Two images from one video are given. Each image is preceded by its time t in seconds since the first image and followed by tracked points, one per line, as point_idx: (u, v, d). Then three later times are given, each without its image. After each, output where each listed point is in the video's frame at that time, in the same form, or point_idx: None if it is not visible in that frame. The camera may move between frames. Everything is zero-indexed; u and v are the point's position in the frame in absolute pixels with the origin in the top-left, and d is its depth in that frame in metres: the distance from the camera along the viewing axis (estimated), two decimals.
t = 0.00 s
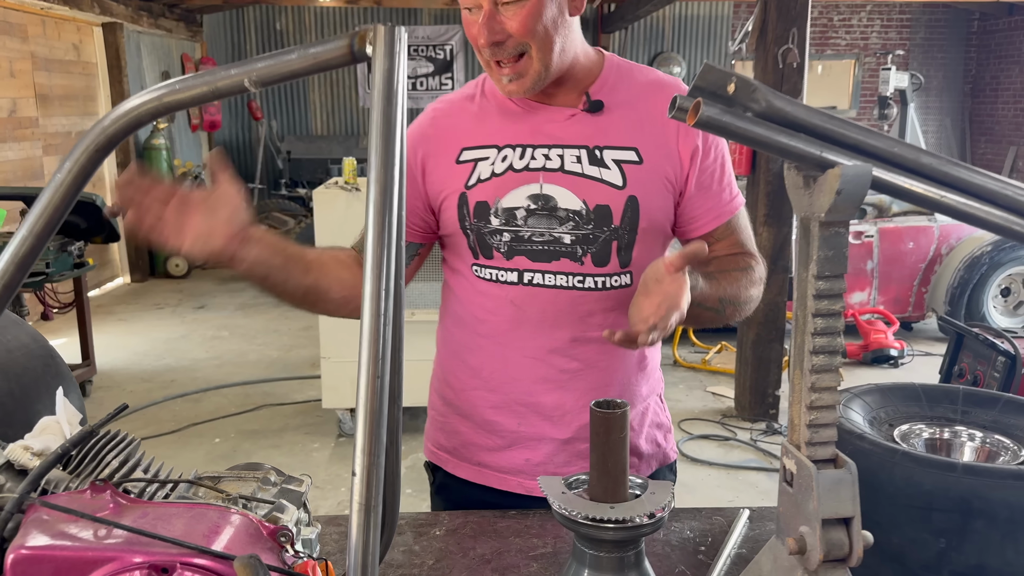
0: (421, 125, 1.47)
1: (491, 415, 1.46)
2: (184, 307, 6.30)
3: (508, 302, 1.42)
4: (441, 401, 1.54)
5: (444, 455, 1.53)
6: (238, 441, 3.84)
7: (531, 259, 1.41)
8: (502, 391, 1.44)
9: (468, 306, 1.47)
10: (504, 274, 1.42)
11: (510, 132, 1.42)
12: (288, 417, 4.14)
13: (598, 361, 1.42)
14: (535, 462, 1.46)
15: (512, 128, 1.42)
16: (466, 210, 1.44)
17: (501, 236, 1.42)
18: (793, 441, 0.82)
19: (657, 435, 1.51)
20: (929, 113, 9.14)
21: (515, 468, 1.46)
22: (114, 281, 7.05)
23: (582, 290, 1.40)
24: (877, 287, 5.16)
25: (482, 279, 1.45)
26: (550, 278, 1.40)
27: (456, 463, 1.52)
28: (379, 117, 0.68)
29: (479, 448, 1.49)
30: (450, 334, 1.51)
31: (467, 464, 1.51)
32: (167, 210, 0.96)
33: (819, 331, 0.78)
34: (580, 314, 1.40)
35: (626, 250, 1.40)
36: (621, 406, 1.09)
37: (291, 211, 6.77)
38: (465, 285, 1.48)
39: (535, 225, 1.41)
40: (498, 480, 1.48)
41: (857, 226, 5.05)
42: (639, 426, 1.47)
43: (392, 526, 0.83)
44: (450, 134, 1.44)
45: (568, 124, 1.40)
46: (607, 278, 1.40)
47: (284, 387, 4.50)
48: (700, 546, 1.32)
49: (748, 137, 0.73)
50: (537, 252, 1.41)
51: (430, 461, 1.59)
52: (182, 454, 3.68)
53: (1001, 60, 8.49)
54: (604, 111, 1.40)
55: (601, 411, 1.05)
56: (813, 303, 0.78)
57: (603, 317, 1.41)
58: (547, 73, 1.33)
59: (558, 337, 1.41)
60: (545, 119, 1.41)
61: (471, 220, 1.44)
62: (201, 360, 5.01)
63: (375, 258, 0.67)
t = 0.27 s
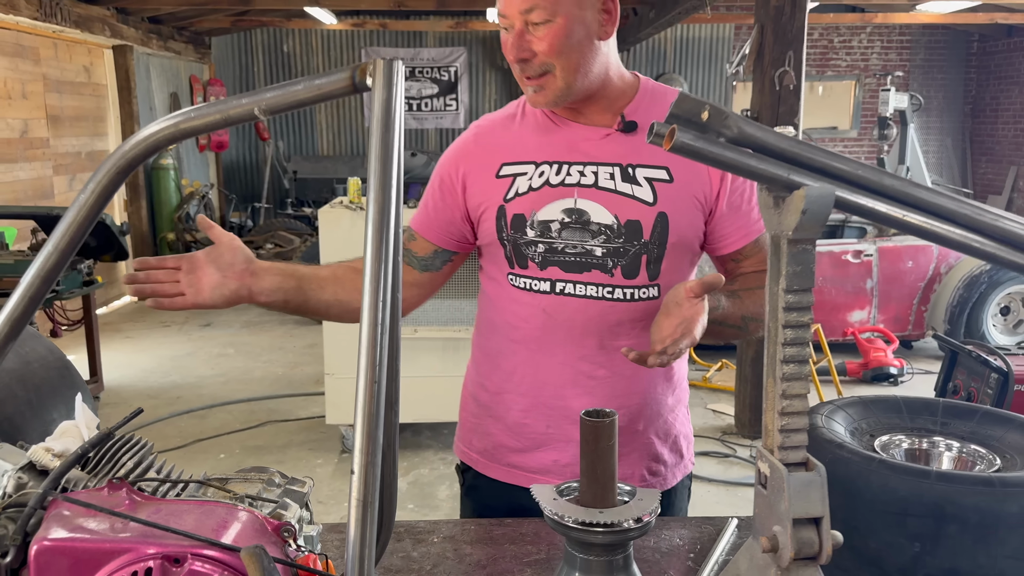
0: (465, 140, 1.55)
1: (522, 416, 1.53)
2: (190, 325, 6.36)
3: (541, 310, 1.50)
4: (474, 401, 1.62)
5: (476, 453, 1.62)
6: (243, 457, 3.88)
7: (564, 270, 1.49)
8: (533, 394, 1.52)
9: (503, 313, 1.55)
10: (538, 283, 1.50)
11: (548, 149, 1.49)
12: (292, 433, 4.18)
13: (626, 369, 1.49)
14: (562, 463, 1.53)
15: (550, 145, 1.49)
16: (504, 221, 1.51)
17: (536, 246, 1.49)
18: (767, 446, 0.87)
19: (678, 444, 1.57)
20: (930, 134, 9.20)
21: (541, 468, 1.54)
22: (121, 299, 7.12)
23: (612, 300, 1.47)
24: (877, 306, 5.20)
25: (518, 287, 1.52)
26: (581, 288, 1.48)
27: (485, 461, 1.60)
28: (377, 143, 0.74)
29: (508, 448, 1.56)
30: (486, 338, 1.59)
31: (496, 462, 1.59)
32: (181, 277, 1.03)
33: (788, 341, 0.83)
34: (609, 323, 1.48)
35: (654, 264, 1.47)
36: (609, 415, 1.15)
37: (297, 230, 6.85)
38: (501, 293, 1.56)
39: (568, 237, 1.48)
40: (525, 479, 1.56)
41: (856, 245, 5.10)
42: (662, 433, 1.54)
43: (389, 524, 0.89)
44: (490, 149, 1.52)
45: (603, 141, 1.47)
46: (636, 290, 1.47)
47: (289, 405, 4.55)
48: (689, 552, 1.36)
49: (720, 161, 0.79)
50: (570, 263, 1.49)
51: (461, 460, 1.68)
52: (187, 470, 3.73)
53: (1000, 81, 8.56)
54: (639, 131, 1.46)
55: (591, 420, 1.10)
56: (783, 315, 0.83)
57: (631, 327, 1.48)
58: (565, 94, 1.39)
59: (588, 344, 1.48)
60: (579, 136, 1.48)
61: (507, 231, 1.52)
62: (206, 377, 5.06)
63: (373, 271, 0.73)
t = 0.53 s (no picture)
0: (489, 159, 1.63)
1: (534, 421, 1.59)
2: (197, 340, 6.44)
3: (555, 319, 1.55)
4: (489, 406, 1.68)
5: (488, 456, 1.68)
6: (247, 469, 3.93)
7: (578, 282, 1.55)
8: (546, 400, 1.58)
9: (519, 321, 1.61)
10: (553, 293, 1.56)
11: (568, 167, 1.55)
12: (296, 446, 4.24)
13: (637, 378, 1.55)
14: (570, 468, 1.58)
15: (571, 164, 1.55)
16: (522, 235, 1.58)
17: (552, 259, 1.56)
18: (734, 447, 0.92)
19: (684, 454, 1.63)
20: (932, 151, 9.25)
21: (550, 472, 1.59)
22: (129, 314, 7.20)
23: (624, 312, 1.53)
24: (877, 322, 5.24)
25: (535, 297, 1.58)
26: (595, 300, 1.54)
27: (496, 464, 1.66)
28: (365, 164, 0.80)
29: (519, 451, 1.62)
30: (503, 346, 1.65)
31: (507, 465, 1.64)
32: (220, 293, 1.08)
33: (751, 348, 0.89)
34: (621, 333, 1.53)
35: (665, 279, 1.52)
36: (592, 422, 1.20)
37: (303, 246, 6.93)
38: (518, 302, 1.62)
39: (584, 252, 1.54)
40: (534, 482, 1.62)
41: (856, 261, 5.14)
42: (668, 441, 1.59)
43: (378, 518, 0.94)
44: (513, 166, 1.59)
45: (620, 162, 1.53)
46: (647, 303, 1.53)
47: (293, 418, 4.61)
48: (673, 556, 1.41)
49: (685, 180, 0.84)
50: (583, 275, 1.55)
51: (474, 464, 1.74)
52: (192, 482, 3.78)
53: (1001, 100, 8.61)
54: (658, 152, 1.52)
55: (575, 425, 1.15)
56: (746, 324, 0.89)
57: (642, 338, 1.54)
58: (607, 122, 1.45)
59: (600, 354, 1.54)
60: (600, 157, 1.54)
61: (525, 244, 1.58)
62: (213, 391, 5.13)
63: (361, 281, 0.79)
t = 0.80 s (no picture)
0: (498, 174, 1.70)
1: (538, 425, 1.65)
2: (206, 351, 6.53)
3: (560, 326, 1.61)
4: (496, 412, 1.75)
5: (494, 459, 1.74)
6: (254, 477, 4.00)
7: (582, 291, 1.61)
8: (549, 405, 1.63)
9: (526, 329, 1.67)
10: (558, 301, 1.62)
11: (573, 182, 1.62)
12: (303, 455, 4.31)
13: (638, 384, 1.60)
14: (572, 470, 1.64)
15: (575, 178, 1.62)
16: (529, 246, 1.65)
17: (557, 269, 1.62)
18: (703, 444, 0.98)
19: (685, 459, 1.68)
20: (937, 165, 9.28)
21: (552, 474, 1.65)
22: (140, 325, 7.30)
23: (626, 320, 1.58)
24: (879, 334, 5.28)
25: (541, 306, 1.65)
26: (598, 308, 1.60)
27: (502, 467, 1.72)
28: (358, 179, 0.87)
29: (524, 455, 1.68)
30: (510, 353, 1.72)
31: (512, 467, 1.71)
32: (256, 256, 1.17)
33: (718, 351, 0.95)
34: (623, 341, 1.59)
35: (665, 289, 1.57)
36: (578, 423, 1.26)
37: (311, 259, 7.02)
38: (524, 311, 1.68)
39: (587, 262, 1.60)
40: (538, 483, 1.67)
41: (858, 274, 5.18)
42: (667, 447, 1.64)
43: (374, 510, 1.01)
44: (521, 181, 1.66)
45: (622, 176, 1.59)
46: (647, 312, 1.58)
47: (300, 428, 4.68)
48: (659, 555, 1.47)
49: (653, 195, 0.90)
50: (587, 285, 1.60)
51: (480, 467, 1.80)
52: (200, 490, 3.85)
53: (1005, 114, 8.65)
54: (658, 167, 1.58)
55: (562, 426, 1.20)
56: (713, 328, 0.95)
57: (643, 346, 1.59)
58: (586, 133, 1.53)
59: (602, 360, 1.59)
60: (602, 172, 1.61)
61: (532, 254, 1.65)
62: (221, 401, 5.20)
63: (355, 286, 0.86)
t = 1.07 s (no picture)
0: (496, 183, 1.76)
1: (533, 427, 1.71)
2: (219, 359, 6.62)
3: (555, 331, 1.68)
4: (494, 414, 1.81)
5: (491, 460, 1.80)
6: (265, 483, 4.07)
7: (576, 297, 1.67)
8: (544, 407, 1.70)
9: (523, 334, 1.73)
10: (553, 307, 1.68)
11: (568, 192, 1.68)
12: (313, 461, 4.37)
13: (630, 388, 1.65)
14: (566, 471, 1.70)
15: (570, 189, 1.68)
16: (526, 253, 1.72)
17: (552, 276, 1.69)
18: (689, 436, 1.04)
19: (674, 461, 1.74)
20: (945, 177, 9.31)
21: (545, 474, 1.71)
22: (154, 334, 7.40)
23: (618, 326, 1.64)
24: (884, 344, 5.31)
25: (537, 311, 1.71)
26: (592, 314, 1.66)
27: (499, 467, 1.78)
28: (364, 187, 0.94)
29: (520, 456, 1.74)
30: (508, 357, 1.78)
31: (508, 468, 1.77)
32: (226, 259, 1.25)
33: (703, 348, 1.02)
34: (615, 346, 1.65)
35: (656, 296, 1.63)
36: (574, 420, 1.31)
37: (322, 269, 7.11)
38: (521, 316, 1.75)
39: (581, 269, 1.67)
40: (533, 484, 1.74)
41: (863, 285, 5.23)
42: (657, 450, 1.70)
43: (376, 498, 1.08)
44: (519, 191, 1.73)
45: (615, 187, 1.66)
46: (638, 318, 1.64)
47: (310, 435, 4.75)
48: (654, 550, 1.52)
49: (640, 203, 0.97)
50: (580, 292, 1.67)
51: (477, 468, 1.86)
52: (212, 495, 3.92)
53: (1012, 126, 8.69)
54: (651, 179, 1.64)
55: (557, 422, 1.25)
56: (697, 326, 1.02)
57: (635, 351, 1.64)
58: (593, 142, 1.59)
59: (595, 364, 1.65)
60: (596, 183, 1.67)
61: (529, 262, 1.71)
62: (233, 409, 5.28)
63: (363, 286, 0.92)
